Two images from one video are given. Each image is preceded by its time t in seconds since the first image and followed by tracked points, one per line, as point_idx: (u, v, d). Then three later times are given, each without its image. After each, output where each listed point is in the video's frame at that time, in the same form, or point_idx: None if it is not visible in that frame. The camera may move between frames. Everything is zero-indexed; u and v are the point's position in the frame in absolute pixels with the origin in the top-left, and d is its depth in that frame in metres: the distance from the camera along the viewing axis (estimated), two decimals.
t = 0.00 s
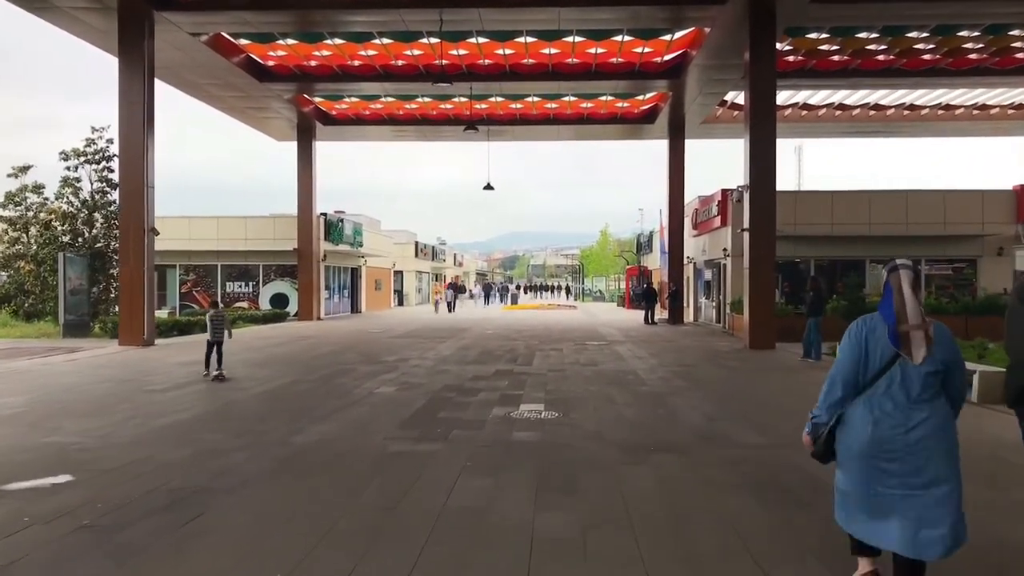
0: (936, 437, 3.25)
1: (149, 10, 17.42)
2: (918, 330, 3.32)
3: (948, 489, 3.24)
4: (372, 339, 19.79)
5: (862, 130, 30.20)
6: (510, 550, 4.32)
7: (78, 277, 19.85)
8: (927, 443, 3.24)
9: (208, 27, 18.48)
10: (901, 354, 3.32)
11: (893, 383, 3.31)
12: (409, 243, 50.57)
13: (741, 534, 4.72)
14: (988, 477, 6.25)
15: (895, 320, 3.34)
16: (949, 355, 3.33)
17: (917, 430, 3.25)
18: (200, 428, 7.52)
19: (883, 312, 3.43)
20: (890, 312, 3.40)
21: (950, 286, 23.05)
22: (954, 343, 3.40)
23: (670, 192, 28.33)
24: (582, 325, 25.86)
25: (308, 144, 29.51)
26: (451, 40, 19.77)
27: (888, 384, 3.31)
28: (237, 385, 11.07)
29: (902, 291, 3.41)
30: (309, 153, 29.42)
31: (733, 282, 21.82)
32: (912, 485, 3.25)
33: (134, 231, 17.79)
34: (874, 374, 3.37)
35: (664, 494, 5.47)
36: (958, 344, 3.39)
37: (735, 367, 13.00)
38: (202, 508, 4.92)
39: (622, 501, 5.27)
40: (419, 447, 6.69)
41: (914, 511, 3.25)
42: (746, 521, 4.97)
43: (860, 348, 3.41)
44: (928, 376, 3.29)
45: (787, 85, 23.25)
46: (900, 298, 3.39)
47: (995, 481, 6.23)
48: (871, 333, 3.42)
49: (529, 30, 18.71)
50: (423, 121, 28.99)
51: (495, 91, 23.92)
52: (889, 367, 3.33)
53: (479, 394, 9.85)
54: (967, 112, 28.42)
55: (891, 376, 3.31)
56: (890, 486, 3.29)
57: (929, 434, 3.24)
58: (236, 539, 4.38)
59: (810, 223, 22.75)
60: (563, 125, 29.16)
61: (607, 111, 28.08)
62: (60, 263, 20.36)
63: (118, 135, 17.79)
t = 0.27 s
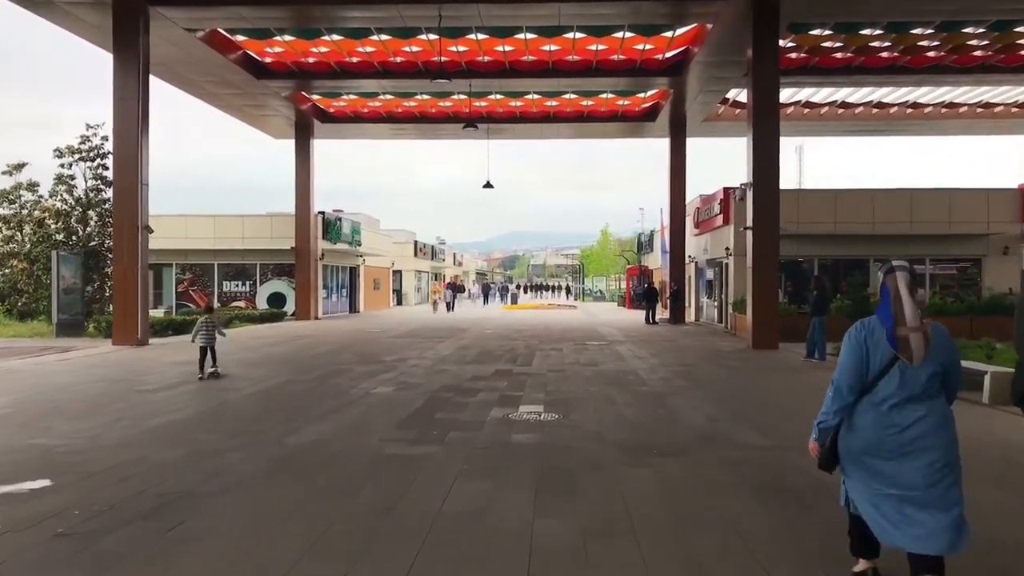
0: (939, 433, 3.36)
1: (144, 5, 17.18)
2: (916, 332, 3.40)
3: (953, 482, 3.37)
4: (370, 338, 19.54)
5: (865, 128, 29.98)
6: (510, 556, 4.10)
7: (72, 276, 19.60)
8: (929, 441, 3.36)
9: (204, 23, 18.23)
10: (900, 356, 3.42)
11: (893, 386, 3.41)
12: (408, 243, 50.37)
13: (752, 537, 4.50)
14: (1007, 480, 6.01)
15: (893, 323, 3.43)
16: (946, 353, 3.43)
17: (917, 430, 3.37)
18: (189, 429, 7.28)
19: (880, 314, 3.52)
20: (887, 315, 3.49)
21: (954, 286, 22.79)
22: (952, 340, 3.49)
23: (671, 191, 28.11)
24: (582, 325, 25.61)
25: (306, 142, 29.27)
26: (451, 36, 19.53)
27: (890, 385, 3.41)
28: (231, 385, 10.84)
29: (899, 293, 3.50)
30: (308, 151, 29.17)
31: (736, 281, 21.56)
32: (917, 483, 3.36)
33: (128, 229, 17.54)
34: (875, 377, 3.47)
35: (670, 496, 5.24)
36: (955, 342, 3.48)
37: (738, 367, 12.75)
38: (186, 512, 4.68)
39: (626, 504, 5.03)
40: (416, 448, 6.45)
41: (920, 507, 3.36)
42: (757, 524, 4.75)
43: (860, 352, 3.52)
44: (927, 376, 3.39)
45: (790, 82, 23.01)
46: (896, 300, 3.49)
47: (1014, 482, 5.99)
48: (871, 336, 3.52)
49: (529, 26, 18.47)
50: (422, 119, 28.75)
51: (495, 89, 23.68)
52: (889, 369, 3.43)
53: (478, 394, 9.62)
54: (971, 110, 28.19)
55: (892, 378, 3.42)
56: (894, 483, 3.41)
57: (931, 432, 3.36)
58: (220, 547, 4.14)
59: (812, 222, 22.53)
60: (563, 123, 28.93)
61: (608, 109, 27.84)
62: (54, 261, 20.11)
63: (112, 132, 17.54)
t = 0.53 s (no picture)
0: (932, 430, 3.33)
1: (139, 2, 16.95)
2: (907, 328, 3.41)
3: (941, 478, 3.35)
4: (369, 340, 19.30)
5: (869, 127, 29.72)
6: None
7: (68, 276, 19.41)
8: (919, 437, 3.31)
9: (201, 20, 18.01)
10: (893, 352, 3.43)
11: (886, 381, 3.41)
12: (409, 243, 50.14)
13: (760, 555, 4.27)
14: None
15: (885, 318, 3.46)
16: (942, 351, 3.41)
17: (909, 426, 3.33)
18: (177, 436, 7.06)
19: (876, 311, 3.55)
20: (882, 313, 3.51)
21: (959, 286, 22.52)
22: (950, 339, 3.46)
23: (673, 190, 27.87)
24: (584, 326, 25.35)
25: (305, 142, 29.06)
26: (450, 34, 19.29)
27: (881, 380, 3.41)
28: (224, 389, 10.62)
29: (895, 291, 3.52)
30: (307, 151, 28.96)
31: (739, 281, 21.30)
32: (906, 478, 3.32)
33: (124, 230, 17.33)
34: (869, 373, 3.48)
35: (676, 512, 4.97)
36: (953, 341, 3.46)
37: (743, 370, 12.48)
38: (165, 530, 4.43)
39: (628, 519, 4.80)
40: (410, 458, 6.19)
41: (907, 502, 3.33)
42: (765, 540, 4.52)
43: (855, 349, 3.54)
44: (920, 373, 3.38)
45: (793, 80, 22.75)
46: (891, 297, 3.51)
47: None
48: (866, 333, 3.54)
49: (529, 23, 18.23)
50: (422, 118, 28.52)
51: (495, 87, 23.45)
52: (881, 365, 3.44)
53: (476, 398, 9.39)
54: (976, 108, 27.92)
55: (884, 373, 3.42)
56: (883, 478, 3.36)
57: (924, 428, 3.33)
58: (199, 567, 3.92)
59: (816, 222, 22.28)
60: (564, 122, 28.68)
61: (610, 107, 27.59)
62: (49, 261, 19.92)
63: (108, 131, 17.32)
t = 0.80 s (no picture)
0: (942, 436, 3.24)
1: None
2: (916, 332, 3.28)
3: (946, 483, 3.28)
4: (368, 340, 19.12)
5: (873, 125, 29.48)
6: None
7: (65, 275, 19.25)
8: (925, 443, 3.22)
9: (198, 17, 17.82)
10: (899, 357, 3.31)
11: (892, 386, 3.31)
12: (411, 242, 49.95)
13: (770, 567, 4.05)
14: None
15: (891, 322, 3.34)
16: (952, 355, 3.27)
17: (913, 432, 3.23)
18: (164, 439, 6.85)
19: (885, 314, 3.43)
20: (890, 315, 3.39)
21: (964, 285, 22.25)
22: (963, 343, 3.31)
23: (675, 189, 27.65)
24: (586, 326, 25.13)
25: (306, 141, 28.88)
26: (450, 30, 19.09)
27: (886, 386, 3.32)
28: (219, 389, 10.42)
29: (904, 293, 3.38)
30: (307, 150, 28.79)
31: (742, 280, 21.08)
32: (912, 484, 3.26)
33: (120, 228, 17.15)
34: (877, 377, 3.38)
35: (681, 519, 4.76)
36: (965, 344, 3.30)
37: (747, 370, 12.27)
38: (145, 538, 4.23)
39: (631, 527, 4.59)
40: (405, 462, 5.99)
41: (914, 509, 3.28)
42: (774, 550, 4.31)
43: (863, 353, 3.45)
44: (928, 379, 3.25)
45: (797, 78, 22.51)
46: (899, 299, 3.38)
47: None
48: (875, 336, 3.44)
49: (530, 19, 18.02)
50: (422, 116, 28.32)
51: (496, 85, 23.24)
52: (888, 370, 3.34)
53: (474, 399, 9.19)
54: (982, 106, 27.68)
55: (890, 378, 3.32)
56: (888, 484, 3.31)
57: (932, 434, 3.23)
58: None
59: (820, 221, 22.04)
60: (566, 121, 28.46)
61: (611, 106, 27.38)
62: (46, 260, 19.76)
63: (104, 129, 17.13)
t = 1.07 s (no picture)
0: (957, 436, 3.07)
1: None
2: (935, 327, 3.11)
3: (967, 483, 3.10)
4: (366, 341, 18.88)
5: (877, 124, 29.21)
6: None
7: (60, 276, 19.03)
8: (947, 442, 3.05)
9: (193, 14, 17.59)
10: (918, 351, 3.13)
11: (910, 383, 3.12)
12: (411, 242, 49.70)
13: None
14: None
15: (911, 316, 3.15)
16: (971, 352, 3.12)
17: (934, 431, 3.06)
18: (149, 445, 6.61)
19: (900, 307, 3.23)
20: (906, 308, 3.20)
21: (968, 286, 21.99)
22: (977, 339, 3.18)
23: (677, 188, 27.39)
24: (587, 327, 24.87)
25: (304, 140, 28.65)
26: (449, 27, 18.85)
27: (907, 383, 3.12)
28: (210, 392, 10.18)
29: (921, 285, 3.19)
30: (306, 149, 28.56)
31: (745, 281, 20.82)
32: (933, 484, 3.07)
33: (114, 228, 16.92)
34: (892, 373, 3.18)
35: (686, 533, 4.51)
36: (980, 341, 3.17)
37: (751, 373, 12.02)
38: (119, 554, 3.99)
39: (633, 543, 4.33)
40: (398, 471, 5.74)
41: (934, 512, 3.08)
42: (786, 568, 4.06)
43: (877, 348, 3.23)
44: (948, 376, 3.09)
45: (800, 76, 22.25)
46: (917, 292, 3.19)
47: None
48: (889, 330, 3.23)
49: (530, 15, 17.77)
50: (422, 115, 28.09)
51: (496, 83, 22.99)
52: (906, 366, 3.14)
53: (472, 403, 8.94)
54: (987, 105, 27.42)
55: (909, 375, 3.12)
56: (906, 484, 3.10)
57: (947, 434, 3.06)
58: None
59: (824, 220, 21.79)
60: (567, 119, 28.21)
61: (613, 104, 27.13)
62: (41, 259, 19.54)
63: (98, 127, 16.90)
